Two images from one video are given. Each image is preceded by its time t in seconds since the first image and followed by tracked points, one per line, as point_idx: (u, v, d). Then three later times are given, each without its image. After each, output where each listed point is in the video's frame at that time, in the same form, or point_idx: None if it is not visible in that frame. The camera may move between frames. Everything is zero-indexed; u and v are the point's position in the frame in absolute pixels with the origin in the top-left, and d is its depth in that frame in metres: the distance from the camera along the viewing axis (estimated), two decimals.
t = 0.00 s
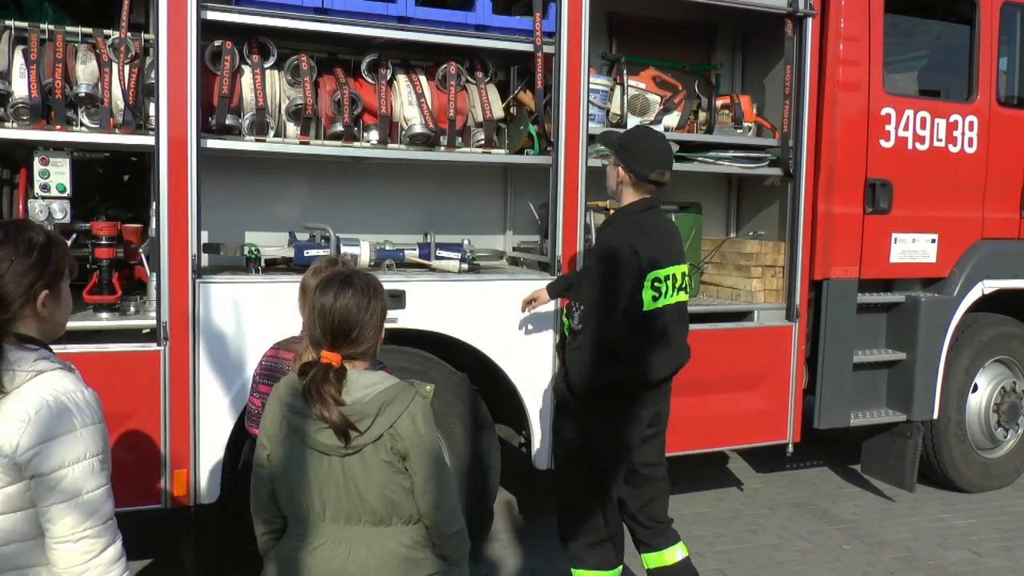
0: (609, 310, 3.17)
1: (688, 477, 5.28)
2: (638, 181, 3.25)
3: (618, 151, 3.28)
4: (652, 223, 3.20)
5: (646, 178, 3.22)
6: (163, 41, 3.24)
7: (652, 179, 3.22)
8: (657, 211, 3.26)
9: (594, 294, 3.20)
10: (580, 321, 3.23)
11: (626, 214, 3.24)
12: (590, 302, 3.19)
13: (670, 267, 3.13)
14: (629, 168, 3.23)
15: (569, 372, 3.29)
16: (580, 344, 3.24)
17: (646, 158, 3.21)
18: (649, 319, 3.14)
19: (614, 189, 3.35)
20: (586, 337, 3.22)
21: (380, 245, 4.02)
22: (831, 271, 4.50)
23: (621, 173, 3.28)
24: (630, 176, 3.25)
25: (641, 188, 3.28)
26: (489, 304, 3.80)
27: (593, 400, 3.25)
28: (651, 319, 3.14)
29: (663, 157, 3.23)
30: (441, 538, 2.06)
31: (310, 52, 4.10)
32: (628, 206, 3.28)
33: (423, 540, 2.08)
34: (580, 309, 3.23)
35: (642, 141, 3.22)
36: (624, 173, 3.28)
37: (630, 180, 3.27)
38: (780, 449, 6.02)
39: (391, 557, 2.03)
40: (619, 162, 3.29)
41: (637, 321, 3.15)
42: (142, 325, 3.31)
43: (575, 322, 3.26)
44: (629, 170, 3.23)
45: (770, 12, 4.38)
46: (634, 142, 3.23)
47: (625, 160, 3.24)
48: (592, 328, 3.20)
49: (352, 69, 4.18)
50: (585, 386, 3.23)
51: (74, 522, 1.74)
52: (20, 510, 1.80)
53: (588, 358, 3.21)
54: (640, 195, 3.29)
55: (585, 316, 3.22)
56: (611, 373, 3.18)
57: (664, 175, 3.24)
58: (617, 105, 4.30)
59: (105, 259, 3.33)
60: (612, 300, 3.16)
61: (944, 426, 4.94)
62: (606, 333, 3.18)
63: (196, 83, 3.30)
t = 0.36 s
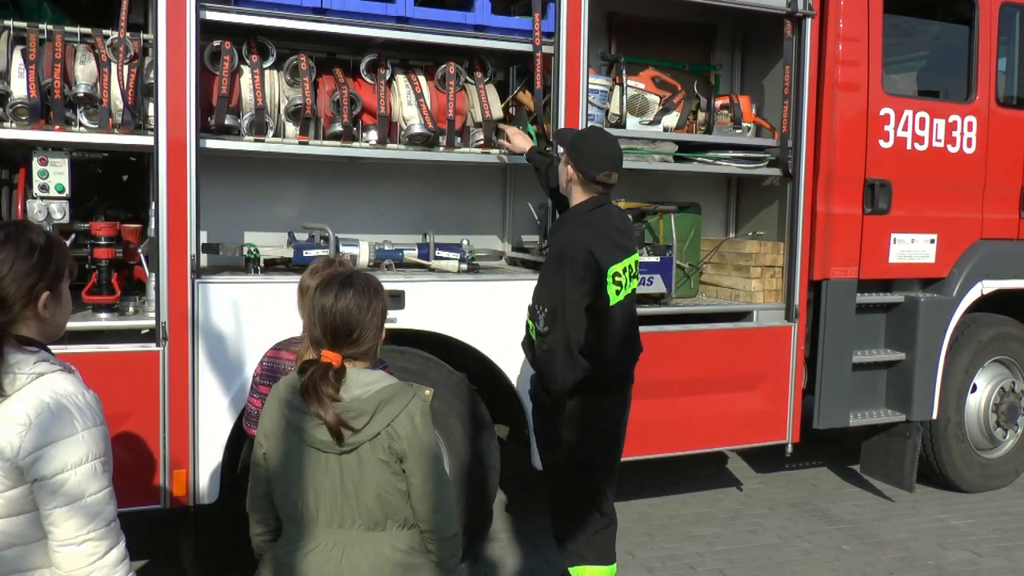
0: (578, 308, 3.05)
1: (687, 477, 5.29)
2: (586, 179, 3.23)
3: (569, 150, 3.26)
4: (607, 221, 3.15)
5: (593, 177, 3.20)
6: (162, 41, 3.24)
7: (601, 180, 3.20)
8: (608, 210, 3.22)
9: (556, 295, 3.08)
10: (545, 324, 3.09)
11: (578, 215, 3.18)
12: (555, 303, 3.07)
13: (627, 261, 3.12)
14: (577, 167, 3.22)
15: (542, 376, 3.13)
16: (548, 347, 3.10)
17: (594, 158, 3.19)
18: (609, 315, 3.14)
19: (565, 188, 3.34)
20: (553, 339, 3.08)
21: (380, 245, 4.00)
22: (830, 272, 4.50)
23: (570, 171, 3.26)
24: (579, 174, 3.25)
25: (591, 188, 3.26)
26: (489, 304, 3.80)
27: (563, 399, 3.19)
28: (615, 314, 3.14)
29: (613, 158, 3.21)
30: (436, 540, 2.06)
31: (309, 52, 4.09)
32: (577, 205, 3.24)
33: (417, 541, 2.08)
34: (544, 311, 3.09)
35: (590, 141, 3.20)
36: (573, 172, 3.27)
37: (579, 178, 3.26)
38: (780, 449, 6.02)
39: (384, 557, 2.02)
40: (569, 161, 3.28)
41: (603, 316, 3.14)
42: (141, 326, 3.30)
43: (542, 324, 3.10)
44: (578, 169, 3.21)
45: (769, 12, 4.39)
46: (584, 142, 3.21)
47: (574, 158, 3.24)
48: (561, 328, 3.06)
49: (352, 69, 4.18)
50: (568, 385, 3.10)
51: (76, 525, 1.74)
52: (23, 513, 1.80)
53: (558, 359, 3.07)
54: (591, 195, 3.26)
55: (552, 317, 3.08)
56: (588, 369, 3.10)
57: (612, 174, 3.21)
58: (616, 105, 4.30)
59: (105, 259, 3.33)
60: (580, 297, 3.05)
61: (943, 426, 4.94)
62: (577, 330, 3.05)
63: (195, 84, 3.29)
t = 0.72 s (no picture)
0: (559, 310, 3.18)
1: (687, 476, 5.29)
2: (560, 184, 3.31)
3: (540, 156, 3.34)
4: (581, 225, 3.28)
5: (568, 182, 3.28)
6: (162, 41, 3.24)
7: (574, 182, 3.28)
8: (582, 213, 3.33)
9: (537, 297, 3.18)
10: (527, 324, 3.19)
11: (554, 219, 3.28)
12: (539, 303, 3.17)
13: (599, 263, 3.27)
14: (551, 173, 3.29)
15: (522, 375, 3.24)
16: (531, 345, 3.20)
17: (566, 162, 3.27)
18: (584, 314, 3.28)
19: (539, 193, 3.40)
20: (537, 338, 3.20)
21: (380, 245, 4.00)
22: (830, 272, 4.50)
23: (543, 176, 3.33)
24: (553, 180, 3.31)
25: (564, 191, 3.34)
26: (489, 303, 3.81)
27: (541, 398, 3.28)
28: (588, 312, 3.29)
29: (583, 160, 3.29)
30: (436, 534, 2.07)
31: (309, 52, 4.09)
32: (552, 210, 3.32)
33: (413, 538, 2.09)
34: (527, 312, 3.18)
35: (559, 145, 3.28)
36: (547, 177, 3.34)
37: (553, 183, 3.33)
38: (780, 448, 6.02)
39: (380, 554, 2.03)
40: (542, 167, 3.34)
41: (579, 315, 3.27)
42: (140, 326, 3.30)
43: (523, 325, 3.19)
44: (551, 174, 3.28)
45: (769, 12, 4.39)
46: (554, 147, 3.30)
47: (548, 164, 3.30)
48: (543, 330, 3.18)
49: (351, 69, 4.18)
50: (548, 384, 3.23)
51: (76, 525, 1.74)
52: (23, 513, 1.80)
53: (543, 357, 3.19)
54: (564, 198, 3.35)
55: (534, 318, 3.18)
56: (567, 368, 3.24)
57: (584, 177, 3.30)
58: (616, 105, 4.31)
59: (105, 259, 3.33)
60: (561, 300, 3.17)
61: (943, 426, 4.94)
62: (558, 331, 3.18)
63: (195, 84, 3.29)
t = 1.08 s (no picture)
0: (547, 297, 3.29)
1: (686, 477, 5.29)
2: (548, 179, 3.43)
3: (525, 152, 3.46)
4: (565, 220, 3.41)
5: (555, 176, 3.41)
6: (162, 42, 3.24)
7: (561, 178, 3.43)
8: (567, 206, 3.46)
9: (526, 284, 3.28)
10: (515, 311, 3.28)
11: (539, 211, 3.39)
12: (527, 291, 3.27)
13: (580, 257, 3.42)
14: (539, 168, 3.41)
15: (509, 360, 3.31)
16: (518, 332, 3.30)
17: (553, 158, 3.40)
18: (566, 303, 3.40)
19: (525, 188, 3.51)
20: (523, 325, 3.29)
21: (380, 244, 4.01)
22: (829, 272, 4.50)
23: (531, 171, 3.45)
24: (540, 174, 3.43)
25: (551, 186, 3.47)
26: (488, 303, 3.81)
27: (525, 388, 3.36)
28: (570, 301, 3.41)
29: (568, 156, 3.43)
30: (442, 531, 2.08)
31: (309, 52, 4.09)
32: (538, 203, 3.44)
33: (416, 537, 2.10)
34: (515, 299, 3.28)
35: (545, 142, 3.41)
36: (535, 172, 3.45)
37: (540, 178, 3.45)
38: (779, 449, 6.02)
39: (384, 552, 2.03)
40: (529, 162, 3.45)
41: (562, 304, 3.40)
42: (140, 325, 3.30)
43: (511, 311, 3.29)
44: (540, 170, 3.41)
45: (769, 13, 4.39)
46: (540, 143, 3.42)
47: (535, 159, 3.42)
48: (530, 316, 3.28)
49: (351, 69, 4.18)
50: (532, 372, 3.30)
51: (75, 523, 1.74)
52: (21, 513, 1.80)
53: (530, 344, 3.28)
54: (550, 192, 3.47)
55: (522, 304, 3.28)
56: (552, 356, 3.34)
57: (569, 172, 3.45)
58: (616, 105, 4.31)
59: (105, 259, 3.32)
60: (549, 288, 3.29)
61: (942, 426, 4.94)
62: (545, 318, 3.29)
63: (194, 83, 3.29)
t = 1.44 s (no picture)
0: (543, 294, 3.28)
1: (686, 477, 5.29)
2: (539, 179, 3.42)
3: (513, 153, 3.41)
4: (554, 216, 3.41)
5: (547, 176, 3.40)
6: (162, 43, 3.24)
7: (551, 176, 3.42)
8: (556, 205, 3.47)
9: (521, 282, 3.27)
10: (511, 310, 3.27)
11: (530, 210, 3.38)
12: (522, 289, 3.27)
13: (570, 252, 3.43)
14: (531, 168, 3.38)
15: (507, 359, 3.30)
16: (515, 330, 3.29)
17: (544, 157, 3.39)
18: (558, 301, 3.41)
19: (514, 188, 3.47)
20: (521, 324, 3.28)
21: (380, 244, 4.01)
22: (830, 273, 4.50)
23: (522, 173, 3.42)
24: (531, 175, 3.41)
25: (541, 183, 3.46)
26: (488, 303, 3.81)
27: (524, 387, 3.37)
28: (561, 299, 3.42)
29: (556, 154, 3.44)
30: (449, 535, 2.11)
31: (309, 52, 4.10)
32: (528, 202, 3.42)
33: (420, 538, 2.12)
34: (511, 297, 3.27)
35: (533, 141, 3.39)
36: (525, 173, 3.42)
37: (530, 179, 3.42)
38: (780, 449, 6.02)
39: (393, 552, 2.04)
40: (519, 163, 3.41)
41: (555, 302, 3.40)
42: (140, 325, 3.30)
43: (507, 310, 3.27)
44: (532, 171, 3.38)
45: (769, 13, 4.39)
46: (527, 143, 3.39)
47: (526, 159, 3.39)
48: (527, 314, 3.27)
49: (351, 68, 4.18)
50: (530, 370, 3.31)
51: (72, 521, 1.74)
52: (18, 511, 1.80)
53: (527, 343, 3.28)
54: (539, 190, 3.46)
55: (519, 303, 3.27)
56: (547, 353, 3.35)
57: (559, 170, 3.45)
58: (617, 105, 4.31)
59: (105, 258, 3.32)
60: (545, 285, 3.29)
61: (942, 426, 4.94)
62: (541, 315, 3.29)
63: (195, 82, 3.29)
